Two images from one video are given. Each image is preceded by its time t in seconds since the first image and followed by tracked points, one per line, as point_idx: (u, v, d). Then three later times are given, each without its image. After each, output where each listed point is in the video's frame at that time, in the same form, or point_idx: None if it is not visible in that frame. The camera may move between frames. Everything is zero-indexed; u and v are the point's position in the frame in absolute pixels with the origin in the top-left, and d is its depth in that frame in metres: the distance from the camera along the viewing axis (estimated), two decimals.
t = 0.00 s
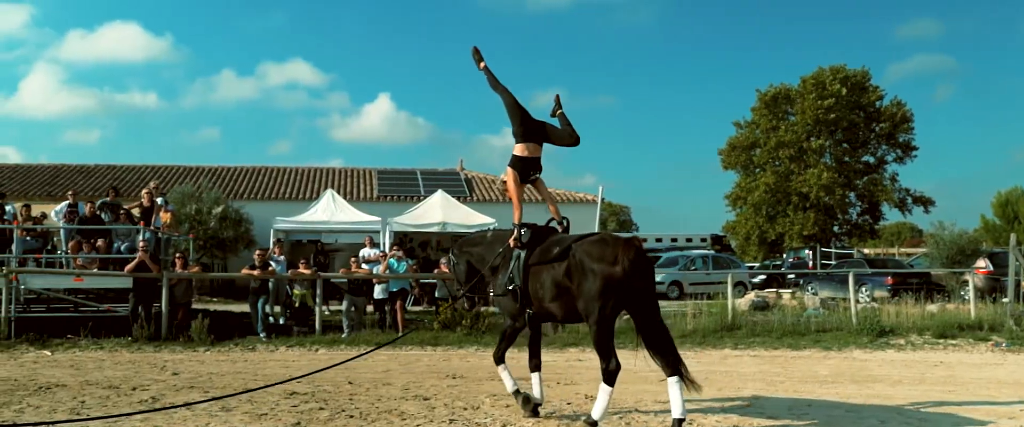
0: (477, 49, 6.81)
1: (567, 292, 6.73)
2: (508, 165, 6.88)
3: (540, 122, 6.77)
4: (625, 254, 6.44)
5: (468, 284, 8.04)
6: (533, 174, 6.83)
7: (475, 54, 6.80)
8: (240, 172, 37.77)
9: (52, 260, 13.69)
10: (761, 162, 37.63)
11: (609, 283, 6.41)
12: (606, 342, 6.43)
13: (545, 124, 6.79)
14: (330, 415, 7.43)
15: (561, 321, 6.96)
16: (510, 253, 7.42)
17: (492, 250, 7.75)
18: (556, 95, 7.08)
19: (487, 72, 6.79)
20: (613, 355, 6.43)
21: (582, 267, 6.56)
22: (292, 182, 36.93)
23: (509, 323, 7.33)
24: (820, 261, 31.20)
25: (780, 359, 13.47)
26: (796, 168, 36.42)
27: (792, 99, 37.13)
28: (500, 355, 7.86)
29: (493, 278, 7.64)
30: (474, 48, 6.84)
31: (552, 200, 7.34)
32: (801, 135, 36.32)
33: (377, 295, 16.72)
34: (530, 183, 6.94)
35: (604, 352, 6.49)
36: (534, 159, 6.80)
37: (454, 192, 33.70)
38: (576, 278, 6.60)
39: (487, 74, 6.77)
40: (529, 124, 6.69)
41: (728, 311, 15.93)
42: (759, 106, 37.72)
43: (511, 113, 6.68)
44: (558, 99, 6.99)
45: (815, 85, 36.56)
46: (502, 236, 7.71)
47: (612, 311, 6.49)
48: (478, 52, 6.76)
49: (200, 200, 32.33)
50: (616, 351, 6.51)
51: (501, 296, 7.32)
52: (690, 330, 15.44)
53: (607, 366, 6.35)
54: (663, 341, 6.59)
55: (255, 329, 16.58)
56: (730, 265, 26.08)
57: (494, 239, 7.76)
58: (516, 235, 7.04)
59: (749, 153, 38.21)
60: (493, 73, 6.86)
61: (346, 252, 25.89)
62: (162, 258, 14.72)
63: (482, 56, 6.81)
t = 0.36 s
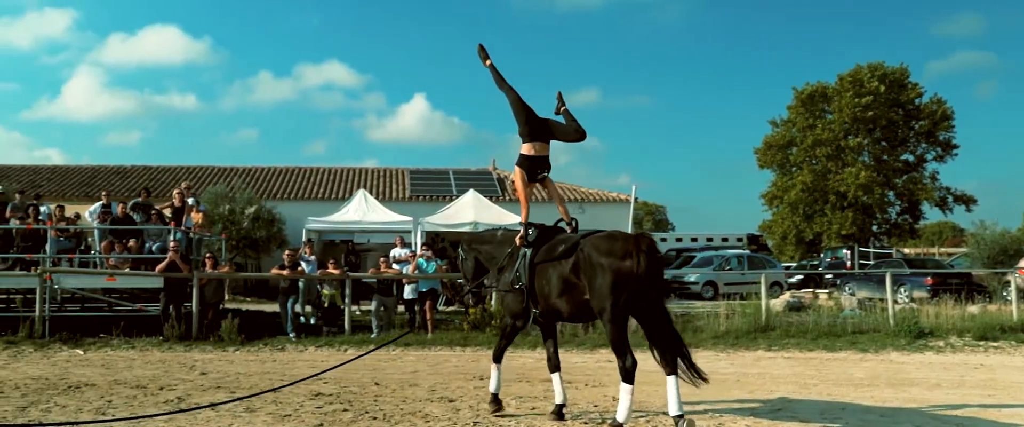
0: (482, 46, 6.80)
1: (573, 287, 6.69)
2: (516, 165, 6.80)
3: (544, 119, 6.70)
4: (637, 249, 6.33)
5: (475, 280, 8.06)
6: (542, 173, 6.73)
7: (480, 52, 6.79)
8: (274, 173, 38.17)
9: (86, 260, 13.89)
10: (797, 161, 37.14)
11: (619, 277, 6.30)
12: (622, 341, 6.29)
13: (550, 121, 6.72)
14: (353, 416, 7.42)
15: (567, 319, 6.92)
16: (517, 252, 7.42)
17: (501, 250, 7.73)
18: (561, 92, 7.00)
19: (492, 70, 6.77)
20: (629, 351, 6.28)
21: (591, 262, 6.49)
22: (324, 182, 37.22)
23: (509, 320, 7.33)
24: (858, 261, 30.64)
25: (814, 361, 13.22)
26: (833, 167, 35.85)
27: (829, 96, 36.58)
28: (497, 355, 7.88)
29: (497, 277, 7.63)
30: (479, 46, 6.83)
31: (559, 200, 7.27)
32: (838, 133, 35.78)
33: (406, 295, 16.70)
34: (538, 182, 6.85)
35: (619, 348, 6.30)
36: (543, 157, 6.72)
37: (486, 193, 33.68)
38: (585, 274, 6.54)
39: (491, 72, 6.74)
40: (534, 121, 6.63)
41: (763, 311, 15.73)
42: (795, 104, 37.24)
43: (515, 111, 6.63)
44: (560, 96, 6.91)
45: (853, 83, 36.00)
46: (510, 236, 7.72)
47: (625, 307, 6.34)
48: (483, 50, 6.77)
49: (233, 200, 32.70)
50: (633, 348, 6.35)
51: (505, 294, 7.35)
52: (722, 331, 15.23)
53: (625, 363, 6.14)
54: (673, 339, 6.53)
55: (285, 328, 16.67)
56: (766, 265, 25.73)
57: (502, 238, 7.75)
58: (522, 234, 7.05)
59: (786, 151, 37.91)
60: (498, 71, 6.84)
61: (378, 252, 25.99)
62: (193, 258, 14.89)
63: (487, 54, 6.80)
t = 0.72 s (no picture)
0: (490, 49, 6.79)
1: (586, 287, 6.62)
2: (528, 166, 6.76)
3: (555, 119, 6.66)
4: (649, 245, 6.28)
5: (487, 279, 7.90)
6: (554, 173, 6.69)
7: (488, 55, 6.78)
8: (310, 173, 38.50)
9: (123, 259, 14.09)
10: (839, 159, 36.47)
11: (634, 273, 6.22)
12: (642, 336, 6.17)
13: (561, 121, 6.67)
14: (379, 417, 7.37)
15: (579, 319, 6.85)
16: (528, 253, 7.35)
17: (514, 249, 7.61)
18: (573, 90, 6.94)
19: (501, 71, 6.74)
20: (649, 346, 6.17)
21: (604, 261, 6.42)
22: (360, 182, 37.43)
23: (519, 319, 7.26)
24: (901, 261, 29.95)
25: (853, 363, 12.90)
26: (876, 165, 35.11)
27: (872, 93, 35.86)
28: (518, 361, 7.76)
29: (508, 276, 7.53)
30: (487, 49, 6.82)
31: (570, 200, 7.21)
32: (881, 131, 35.05)
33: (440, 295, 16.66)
34: (550, 183, 6.81)
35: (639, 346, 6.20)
36: (555, 158, 6.67)
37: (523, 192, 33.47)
38: (598, 272, 6.48)
39: (501, 74, 6.71)
40: (544, 122, 6.59)
41: (801, 311, 15.35)
42: (837, 101, 36.59)
43: (526, 112, 6.59)
44: (573, 93, 6.82)
45: (895, 80, 35.25)
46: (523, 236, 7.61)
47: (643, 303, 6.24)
48: (491, 52, 6.75)
49: (270, 200, 33.05)
50: (653, 344, 6.28)
51: (516, 294, 7.27)
52: (760, 332, 14.97)
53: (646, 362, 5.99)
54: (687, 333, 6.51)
55: (318, 328, 16.74)
56: (806, 264, 25.37)
57: (516, 238, 7.64)
58: (531, 235, 7.05)
59: (828, 149, 37.24)
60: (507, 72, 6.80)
61: (412, 252, 26.05)
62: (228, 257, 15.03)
63: (496, 56, 6.78)
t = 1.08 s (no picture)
0: (501, 51, 6.72)
1: (594, 287, 6.55)
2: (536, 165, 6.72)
3: (565, 120, 6.60)
4: (658, 246, 6.14)
5: (493, 280, 7.92)
6: (562, 173, 6.66)
7: (500, 57, 6.70)
8: (342, 173, 38.70)
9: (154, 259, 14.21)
10: (878, 156, 35.74)
11: (643, 274, 6.07)
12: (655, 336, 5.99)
13: (571, 121, 6.61)
14: (403, 417, 7.31)
15: (585, 318, 6.82)
16: (535, 251, 7.35)
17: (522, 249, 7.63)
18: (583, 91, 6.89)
19: (512, 73, 6.65)
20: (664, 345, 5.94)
21: (612, 262, 6.29)
22: (391, 181, 37.52)
23: (527, 318, 7.24)
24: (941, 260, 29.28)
25: (889, 364, 12.58)
26: (916, 162, 34.38)
27: (911, 90, 35.15)
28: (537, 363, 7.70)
29: (517, 276, 7.54)
30: (498, 50, 6.74)
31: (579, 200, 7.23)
32: (921, 128, 34.34)
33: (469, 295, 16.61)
34: (558, 182, 6.78)
35: (654, 345, 6.02)
36: (563, 157, 6.63)
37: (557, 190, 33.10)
38: (607, 273, 6.37)
39: (512, 75, 6.63)
40: (554, 122, 6.53)
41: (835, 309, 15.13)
42: (876, 98, 35.91)
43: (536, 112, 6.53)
44: (583, 94, 6.79)
45: (936, 76, 34.52)
46: (531, 235, 7.60)
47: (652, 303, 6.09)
48: (502, 54, 6.68)
49: (303, 200, 33.28)
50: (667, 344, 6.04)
51: (524, 292, 7.25)
52: (794, 332, 14.68)
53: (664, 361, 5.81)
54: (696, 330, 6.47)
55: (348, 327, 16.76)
56: (842, 264, 24.92)
57: (523, 237, 7.66)
58: (540, 233, 7.03)
59: (866, 147, 36.52)
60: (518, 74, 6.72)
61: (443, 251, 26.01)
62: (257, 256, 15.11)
63: (506, 58, 6.68)
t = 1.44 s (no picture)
0: (507, 52, 6.70)
1: (599, 292, 6.50)
2: (539, 165, 6.74)
3: (569, 120, 6.63)
4: (662, 253, 6.18)
5: (496, 284, 8.02)
6: (566, 174, 6.67)
7: (505, 56, 6.68)
8: (367, 172, 38.82)
9: (178, 257, 14.26)
10: (911, 153, 35.09)
11: (649, 279, 6.06)
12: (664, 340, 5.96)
13: (575, 122, 6.64)
14: (419, 419, 7.25)
15: (585, 321, 6.81)
16: (539, 250, 7.32)
17: (523, 250, 7.63)
18: (586, 93, 6.97)
19: (517, 73, 6.64)
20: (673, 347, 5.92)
21: (617, 268, 6.24)
22: (415, 180, 37.55)
23: (530, 318, 7.23)
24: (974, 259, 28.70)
25: (920, 365, 12.31)
26: (949, 160, 33.75)
27: (945, 86, 34.60)
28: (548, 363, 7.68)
29: (519, 276, 7.57)
30: (504, 51, 6.72)
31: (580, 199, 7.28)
32: (954, 124, 33.73)
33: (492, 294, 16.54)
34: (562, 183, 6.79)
35: (664, 347, 5.99)
36: (567, 158, 6.65)
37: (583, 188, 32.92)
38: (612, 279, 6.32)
39: (516, 76, 6.61)
40: (558, 123, 6.56)
41: (865, 309, 14.88)
42: (908, 94, 35.35)
43: (540, 112, 6.57)
44: (587, 97, 6.90)
45: (970, 72, 33.93)
46: (534, 236, 7.60)
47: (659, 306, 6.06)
48: (507, 54, 6.65)
49: (328, 199, 33.38)
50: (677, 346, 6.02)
51: (526, 291, 7.24)
52: (822, 332, 14.42)
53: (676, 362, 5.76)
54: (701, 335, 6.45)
55: (370, 327, 16.73)
56: (872, 262, 24.51)
57: (523, 238, 7.65)
58: (545, 232, 7.00)
59: (898, 144, 35.87)
60: (523, 74, 6.71)
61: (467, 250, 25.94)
62: (279, 255, 15.16)
63: (512, 58, 6.67)
